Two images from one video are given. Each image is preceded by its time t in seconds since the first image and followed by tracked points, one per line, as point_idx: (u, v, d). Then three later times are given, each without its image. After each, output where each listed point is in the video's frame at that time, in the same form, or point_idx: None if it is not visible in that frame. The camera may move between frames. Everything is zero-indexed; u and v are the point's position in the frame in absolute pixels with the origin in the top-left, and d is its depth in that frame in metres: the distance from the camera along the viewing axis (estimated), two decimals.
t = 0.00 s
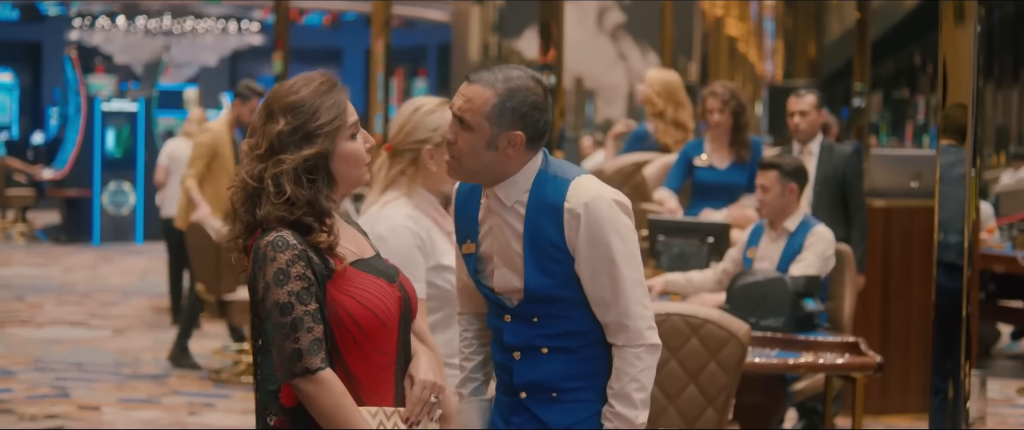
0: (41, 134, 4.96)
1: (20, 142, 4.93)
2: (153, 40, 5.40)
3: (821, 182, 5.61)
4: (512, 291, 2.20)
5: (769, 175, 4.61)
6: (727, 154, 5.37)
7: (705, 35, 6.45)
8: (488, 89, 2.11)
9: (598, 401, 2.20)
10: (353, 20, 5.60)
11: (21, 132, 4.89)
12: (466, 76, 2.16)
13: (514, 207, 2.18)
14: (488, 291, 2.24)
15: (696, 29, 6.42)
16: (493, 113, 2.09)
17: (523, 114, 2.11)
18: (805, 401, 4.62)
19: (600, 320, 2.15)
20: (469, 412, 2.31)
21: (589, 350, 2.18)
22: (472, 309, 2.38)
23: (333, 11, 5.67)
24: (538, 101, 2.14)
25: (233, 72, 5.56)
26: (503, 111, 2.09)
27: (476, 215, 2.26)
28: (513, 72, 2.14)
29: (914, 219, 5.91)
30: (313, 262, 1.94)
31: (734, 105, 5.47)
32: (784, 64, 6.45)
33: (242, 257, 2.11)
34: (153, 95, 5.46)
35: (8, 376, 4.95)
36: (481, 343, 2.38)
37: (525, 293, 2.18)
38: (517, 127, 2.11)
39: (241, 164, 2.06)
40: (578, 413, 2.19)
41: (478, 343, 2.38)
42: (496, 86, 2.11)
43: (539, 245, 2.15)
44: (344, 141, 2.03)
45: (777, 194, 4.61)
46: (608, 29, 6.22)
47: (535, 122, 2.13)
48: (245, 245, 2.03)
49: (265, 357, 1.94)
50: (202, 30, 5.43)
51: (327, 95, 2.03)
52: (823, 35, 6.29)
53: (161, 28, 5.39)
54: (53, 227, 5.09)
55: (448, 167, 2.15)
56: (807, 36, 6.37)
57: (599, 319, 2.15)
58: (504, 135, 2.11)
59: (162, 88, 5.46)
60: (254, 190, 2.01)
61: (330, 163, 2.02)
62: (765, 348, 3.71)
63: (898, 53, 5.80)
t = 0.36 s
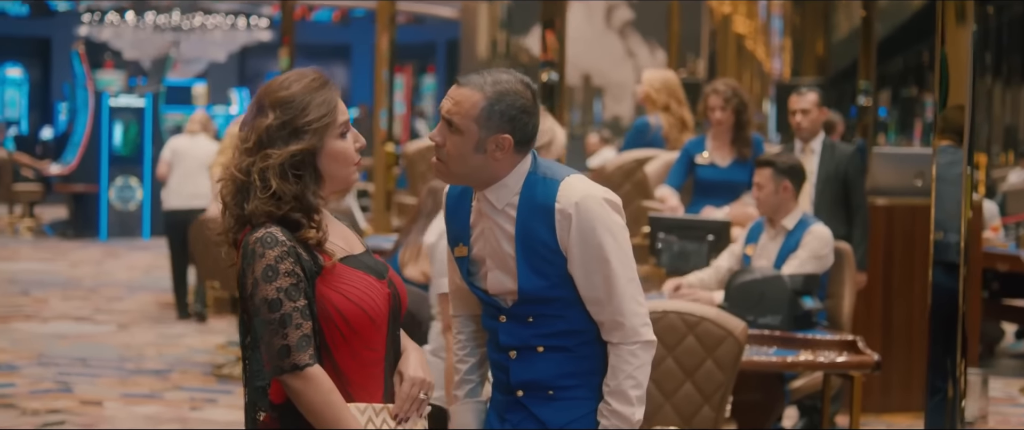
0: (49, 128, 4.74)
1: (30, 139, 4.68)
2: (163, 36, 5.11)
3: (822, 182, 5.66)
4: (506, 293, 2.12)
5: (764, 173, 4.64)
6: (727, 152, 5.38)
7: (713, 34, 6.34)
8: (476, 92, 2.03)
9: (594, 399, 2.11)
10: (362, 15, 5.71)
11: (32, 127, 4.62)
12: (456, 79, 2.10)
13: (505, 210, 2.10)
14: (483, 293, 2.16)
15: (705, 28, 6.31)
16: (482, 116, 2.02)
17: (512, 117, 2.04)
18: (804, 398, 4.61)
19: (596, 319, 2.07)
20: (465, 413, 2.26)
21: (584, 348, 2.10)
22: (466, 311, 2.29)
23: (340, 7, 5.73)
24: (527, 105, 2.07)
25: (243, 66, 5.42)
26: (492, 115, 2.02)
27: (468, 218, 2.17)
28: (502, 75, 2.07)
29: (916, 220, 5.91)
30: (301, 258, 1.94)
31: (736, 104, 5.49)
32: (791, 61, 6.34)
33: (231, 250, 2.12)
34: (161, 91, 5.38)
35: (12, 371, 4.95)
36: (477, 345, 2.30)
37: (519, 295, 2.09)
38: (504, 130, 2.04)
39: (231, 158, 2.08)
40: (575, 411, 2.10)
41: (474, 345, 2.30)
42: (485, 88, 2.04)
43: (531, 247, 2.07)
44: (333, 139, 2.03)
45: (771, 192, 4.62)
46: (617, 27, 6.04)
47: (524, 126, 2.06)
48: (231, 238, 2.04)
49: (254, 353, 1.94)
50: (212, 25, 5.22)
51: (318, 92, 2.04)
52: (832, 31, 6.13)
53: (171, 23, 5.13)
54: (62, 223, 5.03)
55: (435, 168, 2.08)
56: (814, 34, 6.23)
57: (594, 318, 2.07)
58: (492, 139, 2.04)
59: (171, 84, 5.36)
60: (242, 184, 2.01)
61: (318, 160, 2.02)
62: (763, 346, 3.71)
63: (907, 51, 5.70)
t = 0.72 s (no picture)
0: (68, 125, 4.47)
1: (51, 135, 4.45)
2: (182, 30, 4.72)
3: (837, 177, 5.66)
4: (507, 288, 2.17)
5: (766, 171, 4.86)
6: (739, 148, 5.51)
7: (732, 29, 5.80)
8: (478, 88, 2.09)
9: (594, 394, 2.18)
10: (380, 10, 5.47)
11: (52, 121, 4.41)
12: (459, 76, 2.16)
13: (504, 205, 2.14)
14: (484, 287, 2.21)
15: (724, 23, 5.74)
16: (483, 111, 2.08)
17: (513, 112, 2.09)
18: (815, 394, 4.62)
19: (596, 314, 2.12)
20: (470, 407, 2.35)
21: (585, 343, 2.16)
22: (471, 306, 2.36)
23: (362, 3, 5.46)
24: (527, 100, 2.12)
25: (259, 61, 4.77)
26: (492, 110, 2.08)
27: (469, 215, 2.23)
28: (503, 72, 2.13)
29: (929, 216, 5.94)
30: (301, 251, 1.94)
31: (748, 100, 5.67)
32: (811, 57, 5.90)
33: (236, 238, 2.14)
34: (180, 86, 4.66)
35: (27, 365, 4.63)
36: (481, 340, 2.37)
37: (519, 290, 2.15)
38: (506, 125, 2.09)
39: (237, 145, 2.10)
40: (578, 406, 2.17)
41: (479, 340, 2.37)
42: (486, 84, 2.09)
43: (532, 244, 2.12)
44: (329, 133, 2.04)
45: (772, 188, 4.73)
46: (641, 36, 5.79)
47: (525, 121, 2.12)
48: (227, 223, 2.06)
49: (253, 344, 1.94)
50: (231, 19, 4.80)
51: (320, 87, 2.04)
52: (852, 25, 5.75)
53: (191, 18, 4.76)
54: (81, 217, 4.62)
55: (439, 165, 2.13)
56: (834, 28, 5.80)
57: (595, 313, 2.13)
58: (493, 133, 2.09)
59: (190, 78, 4.67)
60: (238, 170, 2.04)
61: (311, 151, 2.04)
62: (772, 341, 3.67)
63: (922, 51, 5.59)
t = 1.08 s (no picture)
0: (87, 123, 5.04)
1: (69, 132, 5.00)
2: (199, 30, 5.33)
3: (849, 175, 5.61)
4: (509, 286, 2.12)
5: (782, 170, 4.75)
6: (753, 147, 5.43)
7: (749, 29, 5.88)
8: (480, 85, 2.04)
9: (597, 392, 2.13)
10: (398, 11, 6.11)
11: (70, 120, 4.95)
12: (461, 72, 2.10)
13: (507, 203, 2.09)
14: (488, 285, 2.17)
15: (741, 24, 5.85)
16: (485, 108, 2.03)
17: (515, 110, 2.04)
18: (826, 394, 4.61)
19: (599, 312, 2.08)
20: (474, 406, 2.24)
21: (586, 340, 2.11)
22: (474, 305, 2.27)
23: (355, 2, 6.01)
24: (531, 97, 2.07)
25: (280, 60, 5.61)
26: (495, 107, 2.03)
27: (471, 213, 2.18)
28: (507, 69, 2.07)
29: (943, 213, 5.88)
30: (297, 249, 1.97)
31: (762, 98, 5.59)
32: (828, 56, 6.07)
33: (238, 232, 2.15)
34: (198, 85, 5.44)
35: (43, 361, 5.07)
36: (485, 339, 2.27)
37: (522, 288, 2.10)
38: (508, 122, 2.04)
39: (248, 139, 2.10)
40: (580, 405, 2.12)
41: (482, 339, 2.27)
42: (489, 81, 2.04)
43: (533, 241, 2.07)
44: (341, 137, 2.03)
45: (788, 187, 4.67)
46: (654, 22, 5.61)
47: (528, 119, 2.07)
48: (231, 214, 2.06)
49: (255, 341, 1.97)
50: (251, 20, 5.49)
51: (337, 91, 2.04)
52: (871, 23, 6.02)
53: (208, 18, 5.35)
54: (97, 216, 5.24)
55: (440, 163, 2.09)
56: (850, 28, 6.06)
57: (598, 311, 2.08)
58: (496, 131, 2.04)
59: (208, 77, 5.44)
60: (249, 163, 2.04)
61: (321, 153, 2.03)
62: (781, 340, 3.66)
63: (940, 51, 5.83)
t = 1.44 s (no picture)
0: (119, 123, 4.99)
1: (101, 133, 4.98)
2: (230, 30, 5.26)
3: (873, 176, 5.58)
4: (519, 285, 2.14)
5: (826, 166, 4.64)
6: (778, 147, 5.37)
7: (780, 28, 6.00)
8: (490, 84, 2.08)
9: (607, 393, 2.13)
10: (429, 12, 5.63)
11: (103, 120, 4.94)
12: (471, 73, 2.14)
13: (517, 201, 2.11)
14: (497, 284, 2.19)
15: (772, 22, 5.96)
16: (495, 106, 2.06)
17: (524, 108, 2.08)
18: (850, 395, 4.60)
19: (608, 311, 2.10)
20: (485, 405, 2.26)
21: (596, 340, 2.12)
22: (484, 305, 2.30)
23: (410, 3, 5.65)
24: (540, 96, 2.11)
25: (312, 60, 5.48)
26: (504, 106, 2.07)
27: (480, 213, 2.20)
28: (516, 68, 2.11)
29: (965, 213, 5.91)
30: (308, 249, 1.98)
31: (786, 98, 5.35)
32: (859, 55, 6.14)
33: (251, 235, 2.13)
34: (226, 86, 5.21)
35: (69, 362, 5.32)
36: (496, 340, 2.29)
37: (531, 286, 2.11)
38: (519, 120, 2.08)
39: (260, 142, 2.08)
40: (588, 406, 2.12)
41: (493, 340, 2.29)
42: (498, 80, 2.08)
43: (543, 241, 2.08)
44: (358, 137, 2.04)
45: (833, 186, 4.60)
46: (684, 22, 5.75)
47: (538, 117, 2.10)
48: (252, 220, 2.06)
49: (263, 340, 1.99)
50: (281, 20, 5.38)
51: (350, 91, 2.04)
52: (899, 24, 6.06)
53: (239, 21, 5.32)
54: (128, 218, 5.25)
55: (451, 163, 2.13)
56: (882, 28, 6.10)
57: (607, 311, 2.10)
58: (506, 130, 2.08)
59: (236, 78, 5.22)
60: (267, 168, 2.03)
61: (339, 155, 2.03)
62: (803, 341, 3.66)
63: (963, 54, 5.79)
